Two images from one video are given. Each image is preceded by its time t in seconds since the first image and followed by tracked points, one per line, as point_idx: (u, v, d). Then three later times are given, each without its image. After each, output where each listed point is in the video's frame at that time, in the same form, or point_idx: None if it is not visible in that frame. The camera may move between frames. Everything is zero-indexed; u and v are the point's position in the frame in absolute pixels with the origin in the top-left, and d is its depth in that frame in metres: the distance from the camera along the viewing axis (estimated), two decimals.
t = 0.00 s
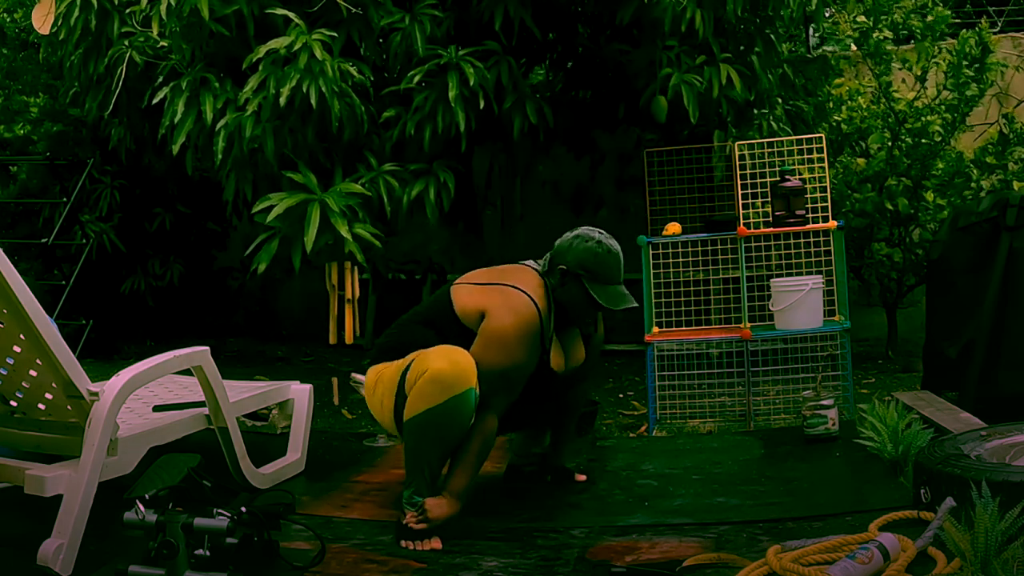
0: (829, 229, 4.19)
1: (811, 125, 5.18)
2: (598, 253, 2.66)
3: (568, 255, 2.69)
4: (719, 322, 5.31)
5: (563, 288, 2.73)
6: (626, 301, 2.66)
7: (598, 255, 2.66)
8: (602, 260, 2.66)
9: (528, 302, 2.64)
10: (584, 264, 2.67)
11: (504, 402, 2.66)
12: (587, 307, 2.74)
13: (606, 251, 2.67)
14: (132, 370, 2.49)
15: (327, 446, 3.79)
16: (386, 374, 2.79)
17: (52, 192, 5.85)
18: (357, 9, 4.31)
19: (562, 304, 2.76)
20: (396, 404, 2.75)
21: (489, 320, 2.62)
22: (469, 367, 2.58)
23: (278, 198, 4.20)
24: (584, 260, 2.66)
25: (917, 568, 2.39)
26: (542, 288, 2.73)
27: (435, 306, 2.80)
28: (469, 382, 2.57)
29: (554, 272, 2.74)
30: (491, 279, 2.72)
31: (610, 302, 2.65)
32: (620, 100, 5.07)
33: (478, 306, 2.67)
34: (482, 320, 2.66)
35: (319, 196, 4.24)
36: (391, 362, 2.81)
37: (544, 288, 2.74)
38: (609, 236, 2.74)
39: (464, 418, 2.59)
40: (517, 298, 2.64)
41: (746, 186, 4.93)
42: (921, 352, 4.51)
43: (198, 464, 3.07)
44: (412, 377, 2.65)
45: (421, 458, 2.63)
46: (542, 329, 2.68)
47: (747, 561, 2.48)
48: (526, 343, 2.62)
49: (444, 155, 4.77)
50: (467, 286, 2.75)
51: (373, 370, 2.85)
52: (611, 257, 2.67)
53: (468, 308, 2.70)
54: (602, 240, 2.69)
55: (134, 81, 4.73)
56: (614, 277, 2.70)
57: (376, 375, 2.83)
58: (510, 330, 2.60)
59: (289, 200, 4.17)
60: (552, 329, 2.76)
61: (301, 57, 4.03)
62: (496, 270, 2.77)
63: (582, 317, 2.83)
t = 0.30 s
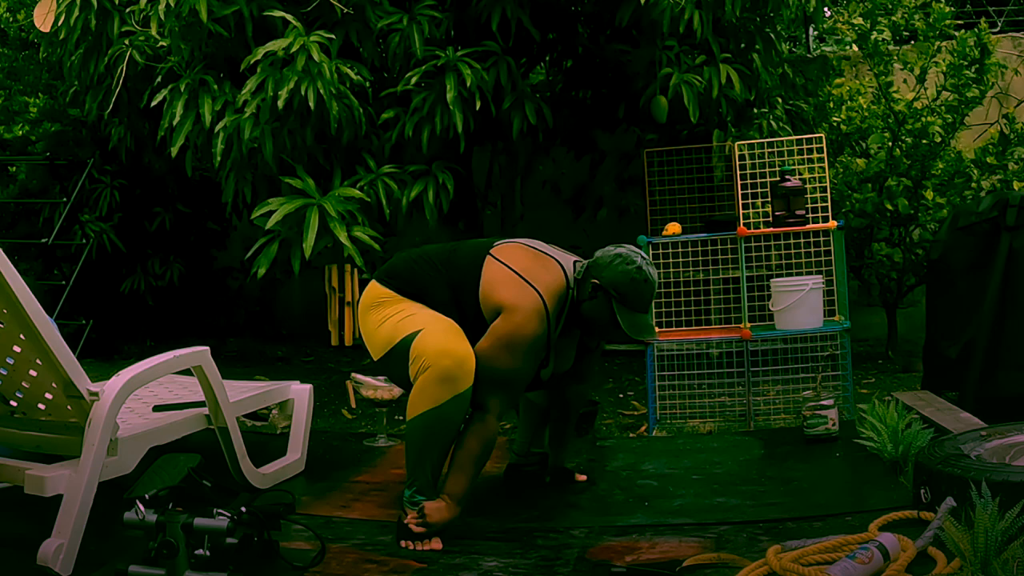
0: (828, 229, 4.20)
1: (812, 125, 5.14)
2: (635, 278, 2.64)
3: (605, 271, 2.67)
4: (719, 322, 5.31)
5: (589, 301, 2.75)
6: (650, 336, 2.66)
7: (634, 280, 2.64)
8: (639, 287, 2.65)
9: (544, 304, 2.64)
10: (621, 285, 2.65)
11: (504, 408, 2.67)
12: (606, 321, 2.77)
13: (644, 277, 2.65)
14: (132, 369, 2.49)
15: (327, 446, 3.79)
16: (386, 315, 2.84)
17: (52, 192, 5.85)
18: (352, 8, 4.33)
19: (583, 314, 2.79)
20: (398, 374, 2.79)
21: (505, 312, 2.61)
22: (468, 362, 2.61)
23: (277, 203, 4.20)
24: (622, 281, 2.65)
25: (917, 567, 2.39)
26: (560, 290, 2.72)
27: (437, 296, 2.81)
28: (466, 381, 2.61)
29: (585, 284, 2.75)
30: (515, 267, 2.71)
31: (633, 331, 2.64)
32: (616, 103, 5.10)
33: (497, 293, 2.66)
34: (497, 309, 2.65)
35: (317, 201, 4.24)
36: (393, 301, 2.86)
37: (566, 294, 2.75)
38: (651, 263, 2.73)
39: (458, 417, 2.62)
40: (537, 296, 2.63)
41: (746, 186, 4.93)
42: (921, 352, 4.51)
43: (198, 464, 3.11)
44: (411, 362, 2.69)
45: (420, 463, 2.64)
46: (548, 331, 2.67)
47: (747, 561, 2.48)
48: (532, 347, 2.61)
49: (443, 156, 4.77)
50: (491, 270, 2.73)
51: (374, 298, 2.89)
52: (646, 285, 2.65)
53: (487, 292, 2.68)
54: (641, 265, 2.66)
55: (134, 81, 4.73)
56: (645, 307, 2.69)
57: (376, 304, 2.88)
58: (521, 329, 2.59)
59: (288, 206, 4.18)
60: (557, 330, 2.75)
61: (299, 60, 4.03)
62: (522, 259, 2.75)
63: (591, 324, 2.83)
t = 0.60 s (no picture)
0: (828, 229, 4.20)
1: (811, 125, 5.14)
2: (633, 262, 2.57)
3: (604, 249, 2.60)
4: (719, 322, 5.32)
5: (584, 277, 2.67)
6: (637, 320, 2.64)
7: (631, 264, 2.57)
8: (635, 272, 2.58)
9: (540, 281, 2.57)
10: (616, 267, 2.58)
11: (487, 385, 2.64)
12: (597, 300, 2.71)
13: (641, 262, 2.58)
14: (132, 370, 2.49)
15: (327, 446, 3.79)
16: (390, 273, 2.85)
17: (52, 192, 5.85)
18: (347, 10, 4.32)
19: (575, 289, 2.72)
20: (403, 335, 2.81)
21: (499, 285, 2.55)
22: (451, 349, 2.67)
23: (276, 207, 4.21)
24: (618, 264, 2.58)
25: (917, 567, 2.39)
26: (557, 264, 2.65)
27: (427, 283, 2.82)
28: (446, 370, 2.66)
29: (582, 260, 2.67)
30: (516, 233, 2.62)
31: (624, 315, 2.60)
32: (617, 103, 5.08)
33: (495, 260, 2.58)
34: (492, 279, 2.59)
35: (314, 204, 4.23)
36: (399, 258, 2.85)
37: (563, 267, 2.68)
38: (650, 247, 2.65)
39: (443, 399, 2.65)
40: (534, 271, 2.56)
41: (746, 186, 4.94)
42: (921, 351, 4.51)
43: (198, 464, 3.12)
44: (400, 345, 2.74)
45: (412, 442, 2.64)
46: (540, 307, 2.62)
47: (747, 561, 2.48)
48: (522, 322, 2.57)
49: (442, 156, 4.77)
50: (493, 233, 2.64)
51: (379, 249, 2.87)
52: (643, 271, 2.58)
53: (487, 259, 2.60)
54: (640, 249, 2.59)
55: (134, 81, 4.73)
56: (638, 291, 2.63)
57: (382, 254, 2.86)
58: (513, 306, 2.54)
59: (286, 209, 4.18)
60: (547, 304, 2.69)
61: (295, 63, 4.01)
62: (526, 222, 2.66)
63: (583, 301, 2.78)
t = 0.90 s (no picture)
0: (828, 229, 4.20)
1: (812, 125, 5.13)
2: (627, 155, 2.54)
3: (598, 142, 2.57)
4: (719, 322, 5.33)
5: (578, 169, 2.63)
6: (632, 214, 2.58)
7: (625, 156, 2.54)
8: (630, 164, 2.55)
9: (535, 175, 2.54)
10: (610, 159, 2.55)
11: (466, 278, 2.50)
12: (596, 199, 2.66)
13: (636, 155, 2.54)
14: (132, 369, 2.49)
15: (327, 446, 3.79)
16: (387, 260, 2.83)
17: (52, 192, 5.85)
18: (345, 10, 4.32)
19: (572, 182, 2.66)
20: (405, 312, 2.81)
21: (495, 180, 2.51)
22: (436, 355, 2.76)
23: (275, 204, 4.19)
24: (612, 156, 2.55)
25: (917, 567, 2.39)
26: (551, 164, 2.61)
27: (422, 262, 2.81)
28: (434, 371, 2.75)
29: (575, 153, 2.64)
30: (505, 142, 2.61)
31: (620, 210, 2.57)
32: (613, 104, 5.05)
33: (488, 163, 2.57)
34: (486, 181, 2.56)
35: (314, 202, 4.22)
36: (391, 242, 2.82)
37: (556, 163, 2.63)
38: (646, 143, 2.61)
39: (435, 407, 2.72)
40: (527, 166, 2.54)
41: (745, 186, 4.94)
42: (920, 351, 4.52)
43: (198, 464, 3.12)
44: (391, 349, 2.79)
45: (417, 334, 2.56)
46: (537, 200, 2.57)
47: (747, 561, 2.48)
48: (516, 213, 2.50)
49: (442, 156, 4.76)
50: (480, 148, 2.63)
51: (373, 236, 2.85)
52: (638, 163, 2.55)
53: (479, 167, 2.58)
54: (635, 141, 2.55)
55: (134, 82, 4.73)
56: (633, 184, 2.59)
57: (377, 240, 2.84)
58: (507, 197, 2.49)
59: (284, 207, 4.17)
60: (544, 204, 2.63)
61: (294, 62, 4.01)
62: (511, 134, 2.65)
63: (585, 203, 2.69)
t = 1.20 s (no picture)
0: (828, 229, 4.20)
1: (811, 125, 5.15)
2: (605, 110, 2.56)
3: (577, 96, 2.58)
4: (719, 322, 5.33)
5: (556, 122, 2.64)
6: (609, 168, 2.63)
7: (603, 111, 2.56)
8: (608, 119, 2.57)
9: (511, 125, 2.55)
10: (588, 114, 2.57)
11: (438, 214, 2.52)
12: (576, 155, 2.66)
13: (614, 110, 2.57)
14: (132, 369, 2.49)
15: (327, 446, 3.79)
16: (378, 254, 2.83)
17: (52, 192, 5.86)
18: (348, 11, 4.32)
19: (550, 137, 2.66)
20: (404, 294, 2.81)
21: (473, 125, 2.53)
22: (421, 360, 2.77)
23: (273, 202, 4.18)
24: (590, 110, 2.56)
25: (917, 567, 2.39)
26: (529, 117, 2.62)
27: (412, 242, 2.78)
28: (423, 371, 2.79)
29: (553, 108, 2.64)
30: (482, 97, 2.63)
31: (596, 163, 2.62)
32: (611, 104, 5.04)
33: (464, 114, 2.58)
34: (462, 130, 2.56)
35: (314, 200, 4.21)
36: (382, 239, 2.82)
37: (533, 115, 2.64)
38: (626, 99, 2.63)
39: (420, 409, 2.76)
40: (502, 115, 2.55)
41: (745, 186, 4.95)
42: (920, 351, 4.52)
43: (198, 464, 3.12)
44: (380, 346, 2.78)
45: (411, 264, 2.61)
46: (515, 150, 2.57)
47: (747, 561, 2.48)
48: (490, 155, 2.50)
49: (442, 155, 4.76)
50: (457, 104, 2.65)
51: (363, 234, 2.86)
52: (616, 118, 2.58)
53: (456, 119, 2.59)
54: (614, 97, 2.57)
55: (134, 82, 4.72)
56: (610, 138, 2.62)
57: (368, 238, 2.85)
58: (483, 141, 2.49)
59: (283, 204, 4.15)
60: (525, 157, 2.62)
61: (293, 60, 4.00)
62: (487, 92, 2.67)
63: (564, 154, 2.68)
